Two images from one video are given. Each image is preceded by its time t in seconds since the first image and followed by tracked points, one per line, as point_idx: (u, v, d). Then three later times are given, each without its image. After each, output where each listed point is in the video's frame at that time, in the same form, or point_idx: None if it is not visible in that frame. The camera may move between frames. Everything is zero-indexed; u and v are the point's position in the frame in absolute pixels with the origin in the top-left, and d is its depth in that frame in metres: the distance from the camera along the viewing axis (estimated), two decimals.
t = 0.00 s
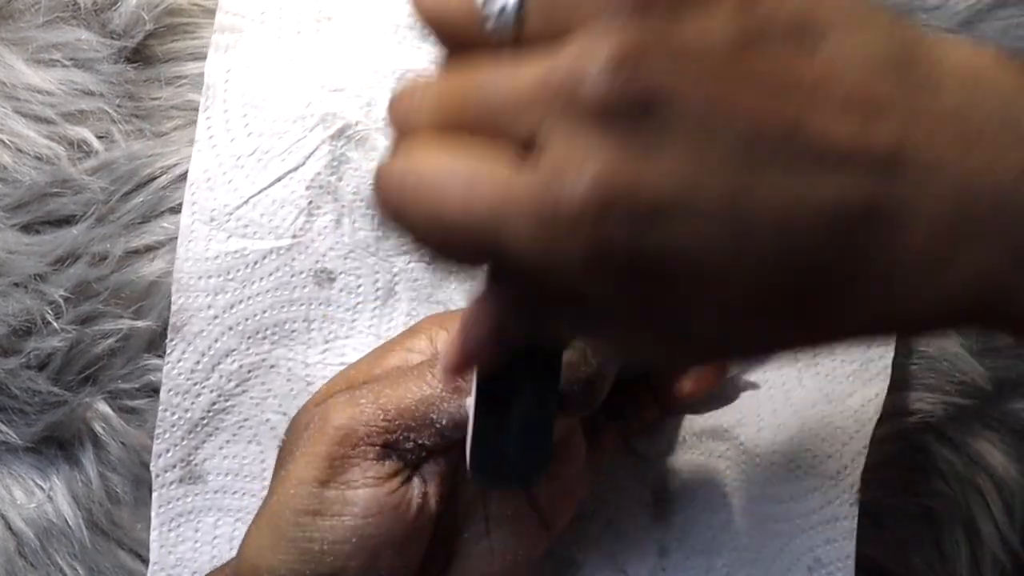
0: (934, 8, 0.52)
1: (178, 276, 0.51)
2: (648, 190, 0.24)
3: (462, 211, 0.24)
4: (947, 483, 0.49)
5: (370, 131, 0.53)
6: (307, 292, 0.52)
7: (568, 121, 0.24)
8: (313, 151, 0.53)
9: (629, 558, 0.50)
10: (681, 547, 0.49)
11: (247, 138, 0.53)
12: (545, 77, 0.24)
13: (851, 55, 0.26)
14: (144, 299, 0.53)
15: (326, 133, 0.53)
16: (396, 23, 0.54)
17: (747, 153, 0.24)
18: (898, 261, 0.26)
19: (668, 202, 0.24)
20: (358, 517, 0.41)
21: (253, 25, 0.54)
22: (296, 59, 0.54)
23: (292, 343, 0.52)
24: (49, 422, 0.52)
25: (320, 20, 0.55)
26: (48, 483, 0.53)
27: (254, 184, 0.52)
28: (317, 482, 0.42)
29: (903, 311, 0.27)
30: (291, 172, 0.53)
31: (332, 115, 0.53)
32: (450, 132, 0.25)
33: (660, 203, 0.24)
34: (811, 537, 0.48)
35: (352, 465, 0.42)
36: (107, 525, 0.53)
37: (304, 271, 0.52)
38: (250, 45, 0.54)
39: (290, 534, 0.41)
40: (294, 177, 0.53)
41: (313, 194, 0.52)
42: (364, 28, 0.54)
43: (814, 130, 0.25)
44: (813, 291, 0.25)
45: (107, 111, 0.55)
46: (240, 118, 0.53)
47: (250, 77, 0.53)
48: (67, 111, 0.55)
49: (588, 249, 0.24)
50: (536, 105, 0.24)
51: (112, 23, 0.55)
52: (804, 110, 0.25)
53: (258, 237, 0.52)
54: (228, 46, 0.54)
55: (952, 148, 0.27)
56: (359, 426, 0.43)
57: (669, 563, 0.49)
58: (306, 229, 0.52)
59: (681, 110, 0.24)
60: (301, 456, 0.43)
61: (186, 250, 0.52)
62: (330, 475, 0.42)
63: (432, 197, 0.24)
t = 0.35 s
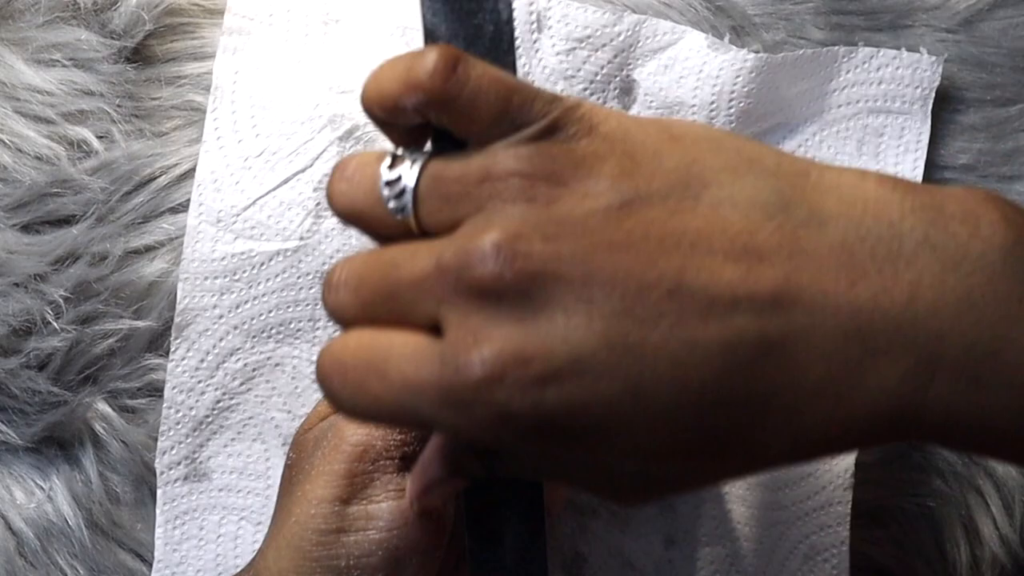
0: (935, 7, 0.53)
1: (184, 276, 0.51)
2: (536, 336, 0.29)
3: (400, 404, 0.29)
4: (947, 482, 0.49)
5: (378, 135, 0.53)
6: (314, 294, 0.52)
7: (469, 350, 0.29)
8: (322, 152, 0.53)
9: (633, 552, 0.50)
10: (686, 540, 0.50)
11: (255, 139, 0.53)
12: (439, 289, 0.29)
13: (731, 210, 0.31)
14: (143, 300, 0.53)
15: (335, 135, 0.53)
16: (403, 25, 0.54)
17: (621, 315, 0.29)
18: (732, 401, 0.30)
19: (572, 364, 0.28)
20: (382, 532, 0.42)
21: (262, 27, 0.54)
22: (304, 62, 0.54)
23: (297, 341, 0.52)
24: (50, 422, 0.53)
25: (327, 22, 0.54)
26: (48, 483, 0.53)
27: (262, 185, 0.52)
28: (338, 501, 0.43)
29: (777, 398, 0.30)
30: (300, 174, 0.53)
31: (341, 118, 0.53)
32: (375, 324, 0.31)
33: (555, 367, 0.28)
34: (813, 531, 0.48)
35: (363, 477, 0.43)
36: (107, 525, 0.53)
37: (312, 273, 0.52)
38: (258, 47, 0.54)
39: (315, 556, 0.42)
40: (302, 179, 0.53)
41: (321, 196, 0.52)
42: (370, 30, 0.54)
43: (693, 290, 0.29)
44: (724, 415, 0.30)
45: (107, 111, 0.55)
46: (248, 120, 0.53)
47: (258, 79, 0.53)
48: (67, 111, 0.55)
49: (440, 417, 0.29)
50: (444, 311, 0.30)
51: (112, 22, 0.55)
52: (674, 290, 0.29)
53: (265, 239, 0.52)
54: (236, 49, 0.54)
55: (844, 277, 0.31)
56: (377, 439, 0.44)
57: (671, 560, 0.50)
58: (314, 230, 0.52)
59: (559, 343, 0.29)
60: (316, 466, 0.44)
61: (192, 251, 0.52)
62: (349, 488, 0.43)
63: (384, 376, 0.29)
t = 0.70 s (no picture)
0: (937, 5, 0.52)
1: (178, 272, 0.51)
2: (678, 293, 0.20)
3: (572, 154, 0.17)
4: (948, 483, 0.49)
5: (370, 127, 0.53)
6: (308, 288, 0.52)
7: (676, 165, 0.16)
8: (314, 147, 0.53)
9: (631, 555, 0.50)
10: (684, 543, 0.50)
11: (247, 134, 0.53)
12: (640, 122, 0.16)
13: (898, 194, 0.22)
14: (144, 299, 0.53)
15: (326, 129, 0.53)
16: (396, 18, 0.54)
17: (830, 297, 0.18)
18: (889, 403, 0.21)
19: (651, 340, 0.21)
20: (327, 539, 0.40)
21: (253, 21, 0.54)
22: (296, 55, 0.54)
23: (293, 339, 0.52)
24: (50, 422, 0.52)
25: (320, 16, 0.54)
26: (48, 483, 0.53)
27: (255, 180, 0.52)
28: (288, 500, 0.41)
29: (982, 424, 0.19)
30: (292, 168, 0.53)
31: (332, 112, 0.53)
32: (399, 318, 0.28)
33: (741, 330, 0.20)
34: (820, 535, 0.49)
35: (319, 480, 0.41)
36: (107, 525, 0.52)
37: (305, 267, 0.52)
38: (251, 41, 0.54)
39: (261, 554, 0.41)
40: (295, 173, 0.53)
41: (314, 190, 0.52)
42: (362, 25, 0.54)
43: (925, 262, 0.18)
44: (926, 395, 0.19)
45: (107, 111, 0.55)
46: (240, 113, 0.53)
47: (251, 73, 0.53)
48: (67, 110, 0.55)
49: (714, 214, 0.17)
50: (674, 134, 0.16)
51: (112, 23, 0.55)
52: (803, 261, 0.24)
53: (258, 233, 0.52)
54: (228, 42, 0.54)
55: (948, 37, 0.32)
56: (334, 445, 0.41)
57: (670, 562, 0.50)
58: (307, 225, 0.52)
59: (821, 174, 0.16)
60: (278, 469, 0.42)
61: (187, 247, 0.52)
62: (303, 494, 0.41)
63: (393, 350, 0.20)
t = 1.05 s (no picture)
0: (935, 7, 0.53)
1: (178, 272, 0.51)
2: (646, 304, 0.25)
3: (445, 444, 0.24)
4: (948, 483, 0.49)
5: (370, 127, 0.53)
6: (308, 288, 0.52)
7: (533, 340, 0.24)
8: (314, 146, 0.53)
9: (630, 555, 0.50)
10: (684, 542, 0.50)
11: (247, 133, 0.53)
12: (520, 288, 0.24)
13: (825, 259, 0.27)
14: (144, 299, 0.53)
15: (326, 129, 0.53)
16: (396, 18, 0.54)
17: (737, 378, 0.25)
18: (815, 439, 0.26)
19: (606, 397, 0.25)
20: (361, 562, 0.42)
21: (253, 20, 0.54)
22: (296, 55, 0.54)
23: (293, 339, 0.52)
24: (50, 422, 0.52)
25: (319, 15, 0.54)
26: (48, 483, 0.53)
27: (255, 180, 0.52)
28: (320, 529, 0.42)
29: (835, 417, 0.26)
30: (291, 168, 0.53)
31: (332, 112, 0.53)
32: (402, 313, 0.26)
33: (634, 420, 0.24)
34: (821, 536, 0.49)
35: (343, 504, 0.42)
36: (107, 525, 0.52)
37: (306, 267, 0.52)
38: (250, 40, 0.54)
39: None
40: (295, 173, 0.53)
41: (314, 190, 0.52)
42: (362, 25, 0.54)
43: (792, 334, 0.26)
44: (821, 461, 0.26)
45: (107, 111, 0.55)
46: (240, 113, 0.53)
47: (250, 73, 0.53)
48: (67, 110, 0.54)
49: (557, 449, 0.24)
50: (516, 314, 0.24)
51: (112, 23, 0.55)
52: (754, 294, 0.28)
53: (258, 233, 0.52)
54: (228, 42, 0.54)
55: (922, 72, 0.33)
56: (359, 473, 0.43)
57: (670, 562, 0.49)
58: (307, 225, 0.52)
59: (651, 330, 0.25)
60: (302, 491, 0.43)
61: (187, 246, 0.52)
62: (332, 522, 0.42)
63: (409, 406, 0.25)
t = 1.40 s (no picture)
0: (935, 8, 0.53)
1: (178, 272, 0.51)
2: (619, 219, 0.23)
3: (578, 234, 0.23)
4: (948, 484, 0.49)
5: (370, 127, 0.53)
6: (308, 288, 0.52)
7: (697, 136, 0.22)
8: (314, 146, 0.53)
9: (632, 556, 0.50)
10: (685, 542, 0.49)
11: (247, 134, 0.53)
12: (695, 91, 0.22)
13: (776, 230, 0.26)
14: (144, 299, 0.53)
15: (326, 129, 0.53)
16: (396, 18, 0.54)
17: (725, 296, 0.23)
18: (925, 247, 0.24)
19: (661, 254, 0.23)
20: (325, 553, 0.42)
21: (253, 20, 0.54)
22: (296, 55, 0.54)
23: (293, 338, 0.52)
24: (50, 422, 0.52)
25: (320, 16, 0.54)
26: (48, 483, 0.53)
27: (255, 180, 0.52)
28: (287, 517, 0.43)
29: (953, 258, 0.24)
30: (292, 168, 0.53)
31: (332, 112, 0.53)
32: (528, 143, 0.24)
33: (790, 229, 0.22)
34: (822, 538, 0.49)
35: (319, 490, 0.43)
36: (108, 525, 0.52)
37: (305, 267, 0.52)
38: (250, 40, 0.54)
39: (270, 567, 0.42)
40: (295, 173, 0.53)
41: (314, 190, 0.52)
42: (362, 25, 0.54)
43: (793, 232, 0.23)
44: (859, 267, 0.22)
45: (107, 111, 0.55)
46: (240, 113, 0.53)
47: (251, 73, 0.53)
48: (67, 110, 0.54)
49: (652, 260, 0.22)
50: (687, 113, 0.22)
51: (112, 23, 0.55)
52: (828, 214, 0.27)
53: (258, 233, 0.52)
54: (228, 42, 0.54)
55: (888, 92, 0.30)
56: (326, 461, 0.43)
57: (670, 563, 0.49)
58: (307, 225, 0.52)
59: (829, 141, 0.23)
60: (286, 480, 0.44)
61: (187, 246, 0.52)
62: (300, 510, 0.43)
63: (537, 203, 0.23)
